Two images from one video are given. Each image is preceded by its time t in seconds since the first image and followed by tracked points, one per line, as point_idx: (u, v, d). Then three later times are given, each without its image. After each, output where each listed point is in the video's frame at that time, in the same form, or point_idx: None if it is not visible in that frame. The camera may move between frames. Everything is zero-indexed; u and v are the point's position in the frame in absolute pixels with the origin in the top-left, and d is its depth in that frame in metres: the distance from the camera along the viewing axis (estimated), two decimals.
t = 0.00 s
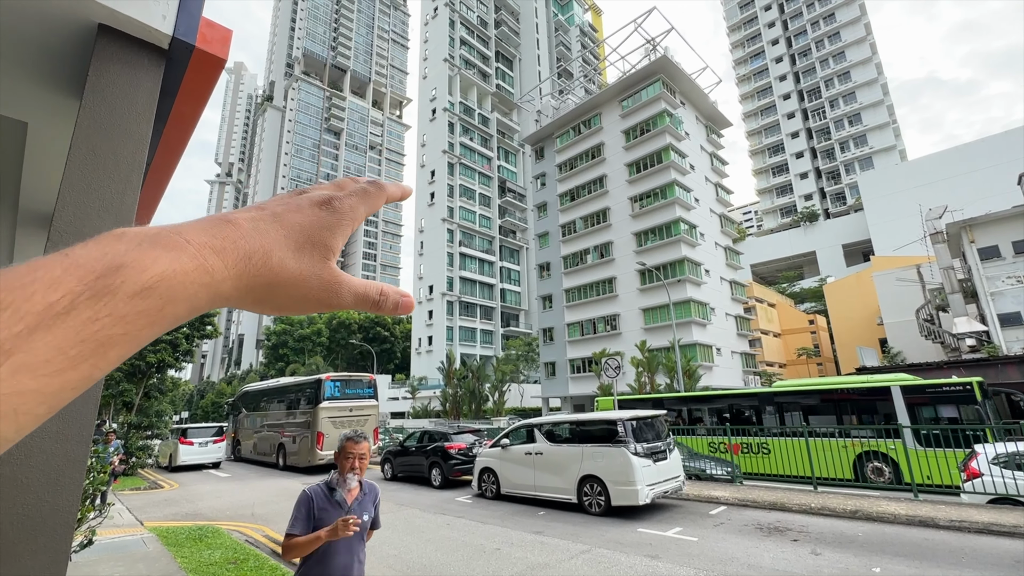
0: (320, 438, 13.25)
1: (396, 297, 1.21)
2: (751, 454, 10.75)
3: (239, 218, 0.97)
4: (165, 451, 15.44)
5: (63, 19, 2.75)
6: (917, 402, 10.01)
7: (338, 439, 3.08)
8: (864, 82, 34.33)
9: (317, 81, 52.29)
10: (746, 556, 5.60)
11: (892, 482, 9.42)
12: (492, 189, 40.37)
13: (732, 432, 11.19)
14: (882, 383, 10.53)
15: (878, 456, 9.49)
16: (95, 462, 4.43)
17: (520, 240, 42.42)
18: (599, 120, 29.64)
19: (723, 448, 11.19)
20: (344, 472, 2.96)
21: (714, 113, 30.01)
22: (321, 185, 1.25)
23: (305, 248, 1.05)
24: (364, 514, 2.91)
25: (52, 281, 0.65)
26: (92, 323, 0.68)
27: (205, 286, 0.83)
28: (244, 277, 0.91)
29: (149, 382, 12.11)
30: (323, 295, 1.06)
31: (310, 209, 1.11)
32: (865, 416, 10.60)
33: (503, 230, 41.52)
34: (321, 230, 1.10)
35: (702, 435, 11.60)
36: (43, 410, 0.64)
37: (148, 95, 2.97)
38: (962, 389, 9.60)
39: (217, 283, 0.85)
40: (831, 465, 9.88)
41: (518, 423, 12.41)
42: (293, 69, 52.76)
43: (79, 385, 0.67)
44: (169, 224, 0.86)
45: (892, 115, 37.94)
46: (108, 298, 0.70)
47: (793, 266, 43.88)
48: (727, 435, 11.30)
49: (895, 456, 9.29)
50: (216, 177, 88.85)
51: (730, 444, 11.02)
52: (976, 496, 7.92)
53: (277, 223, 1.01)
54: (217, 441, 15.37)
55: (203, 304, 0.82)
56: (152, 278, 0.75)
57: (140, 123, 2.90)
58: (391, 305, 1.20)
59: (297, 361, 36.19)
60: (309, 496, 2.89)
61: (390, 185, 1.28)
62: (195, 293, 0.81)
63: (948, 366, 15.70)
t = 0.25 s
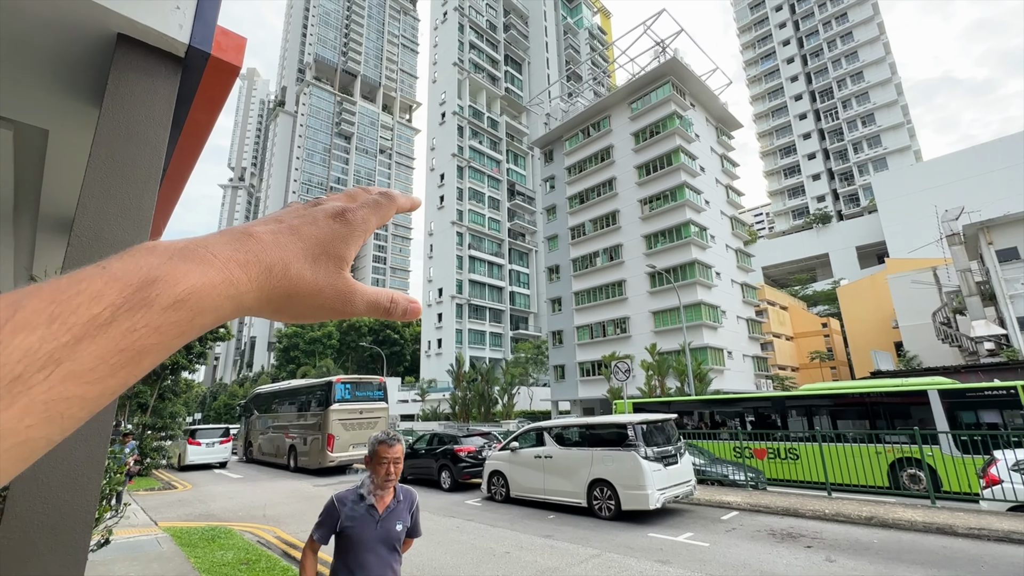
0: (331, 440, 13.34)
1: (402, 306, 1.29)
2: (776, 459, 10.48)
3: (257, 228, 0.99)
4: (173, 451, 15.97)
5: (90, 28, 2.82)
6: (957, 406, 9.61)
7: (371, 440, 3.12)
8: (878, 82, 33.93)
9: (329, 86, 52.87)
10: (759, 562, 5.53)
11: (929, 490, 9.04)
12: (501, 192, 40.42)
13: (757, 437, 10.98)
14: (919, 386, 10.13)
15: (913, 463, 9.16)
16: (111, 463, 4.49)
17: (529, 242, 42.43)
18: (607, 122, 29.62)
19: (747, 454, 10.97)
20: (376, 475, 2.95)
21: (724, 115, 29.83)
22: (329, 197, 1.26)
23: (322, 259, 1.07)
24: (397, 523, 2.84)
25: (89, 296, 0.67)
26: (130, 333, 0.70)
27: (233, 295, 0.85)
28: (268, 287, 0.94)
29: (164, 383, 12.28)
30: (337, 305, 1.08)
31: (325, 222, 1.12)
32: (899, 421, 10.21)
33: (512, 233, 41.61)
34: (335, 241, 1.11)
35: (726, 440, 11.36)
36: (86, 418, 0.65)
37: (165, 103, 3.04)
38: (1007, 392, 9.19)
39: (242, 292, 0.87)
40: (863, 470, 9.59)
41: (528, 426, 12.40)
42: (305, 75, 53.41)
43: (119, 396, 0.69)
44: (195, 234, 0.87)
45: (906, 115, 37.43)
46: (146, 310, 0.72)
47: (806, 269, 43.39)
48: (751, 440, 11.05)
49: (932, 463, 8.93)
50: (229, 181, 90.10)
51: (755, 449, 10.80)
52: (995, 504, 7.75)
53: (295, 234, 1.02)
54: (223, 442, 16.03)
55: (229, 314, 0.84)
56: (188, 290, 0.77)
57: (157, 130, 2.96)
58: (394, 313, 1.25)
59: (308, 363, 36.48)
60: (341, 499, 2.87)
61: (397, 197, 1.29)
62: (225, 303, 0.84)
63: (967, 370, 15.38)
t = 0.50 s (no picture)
0: (344, 442, 13.44)
1: (393, 288, 1.28)
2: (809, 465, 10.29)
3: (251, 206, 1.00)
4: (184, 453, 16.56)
5: (113, 38, 2.90)
6: (1005, 412, 9.20)
7: (400, 458, 2.96)
8: (895, 81, 33.39)
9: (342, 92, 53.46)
10: (775, 569, 5.45)
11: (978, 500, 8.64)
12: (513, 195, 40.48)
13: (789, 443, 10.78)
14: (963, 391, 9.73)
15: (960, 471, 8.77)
16: (131, 463, 4.57)
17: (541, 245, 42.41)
18: (619, 125, 29.54)
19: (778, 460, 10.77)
20: (407, 498, 2.78)
21: (737, 116, 29.59)
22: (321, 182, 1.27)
23: (316, 241, 1.08)
24: (433, 552, 2.68)
25: (88, 268, 0.69)
26: (128, 307, 0.71)
27: (229, 274, 0.87)
28: (264, 266, 0.95)
29: (181, 386, 12.49)
30: (330, 286, 1.09)
31: (318, 205, 1.14)
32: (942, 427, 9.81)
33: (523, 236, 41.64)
34: (328, 224, 1.12)
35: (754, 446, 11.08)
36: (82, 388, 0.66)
37: (185, 109, 3.10)
38: None
39: (237, 269, 0.88)
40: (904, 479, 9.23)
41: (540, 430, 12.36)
42: (319, 81, 54.10)
43: (115, 364, 0.70)
44: (191, 212, 0.88)
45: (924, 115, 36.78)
46: (143, 282, 0.73)
47: (821, 271, 42.76)
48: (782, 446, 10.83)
49: (982, 471, 8.64)
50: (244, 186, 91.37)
51: (788, 455, 10.60)
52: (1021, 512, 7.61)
53: (290, 215, 1.04)
54: (233, 443, 16.80)
55: (224, 290, 0.86)
56: (184, 265, 0.78)
57: (177, 135, 3.03)
58: (387, 296, 1.25)
59: (321, 366, 36.76)
60: (366, 532, 2.65)
61: (386, 184, 1.31)
62: (219, 279, 0.85)
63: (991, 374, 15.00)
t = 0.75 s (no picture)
0: (357, 445, 13.53)
1: (377, 274, 1.25)
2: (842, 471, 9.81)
3: (222, 191, 1.00)
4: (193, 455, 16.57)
5: (125, 43, 3.04)
6: None
7: (437, 458, 2.95)
8: (912, 80, 32.82)
9: (354, 97, 54.04)
10: None
11: None
12: (523, 198, 40.55)
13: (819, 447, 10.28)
14: (1007, 395, 9.25)
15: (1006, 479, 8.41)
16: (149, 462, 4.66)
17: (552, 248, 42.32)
18: (630, 127, 29.43)
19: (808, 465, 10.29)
20: (445, 502, 2.76)
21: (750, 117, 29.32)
22: (302, 161, 1.25)
23: (292, 226, 1.08)
24: (477, 558, 2.68)
25: (44, 252, 0.69)
26: (86, 293, 0.72)
27: (196, 261, 0.88)
28: (233, 253, 0.96)
29: (197, 388, 12.69)
30: (304, 274, 1.09)
31: (293, 186, 1.13)
32: (983, 433, 9.36)
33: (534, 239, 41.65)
34: (305, 208, 1.11)
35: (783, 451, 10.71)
36: (39, 375, 0.67)
37: (203, 116, 3.18)
38: None
39: (206, 255, 0.89)
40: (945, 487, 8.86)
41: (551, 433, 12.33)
42: (332, 87, 54.74)
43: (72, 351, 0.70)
44: (158, 194, 0.89)
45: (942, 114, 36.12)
46: (103, 268, 0.74)
47: (838, 273, 42.11)
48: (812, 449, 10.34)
49: None
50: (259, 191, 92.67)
51: (819, 461, 10.07)
52: None
53: (262, 198, 1.03)
54: (241, 445, 17.42)
55: (187, 278, 0.86)
56: (146, 252, 0.79)
57: (195, 141, 3.10)
58: (369, 281, 1.23)
59: (334, 369, 37.02)
60: (406, 538, 2.57)
61: (372, 163, 1.28)
62: (185, 267, 0.86)
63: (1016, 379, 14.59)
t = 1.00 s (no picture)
0: (369, 446, 13.61)
1: (366, 274, 1.22)
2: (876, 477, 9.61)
3: (207, 179, 1.00)
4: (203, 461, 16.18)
5: (147, 50, 3.14)
6: None
7: (505, 481, 2.53)
8: (931, 77, 32.20)
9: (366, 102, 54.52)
10: None
11: None
12: (534, 201, 40.49)
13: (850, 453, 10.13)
14: None
15: None
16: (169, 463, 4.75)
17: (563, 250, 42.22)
18: (642, 128, 29.29)
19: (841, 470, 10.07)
20: (519, 533, 2.36)
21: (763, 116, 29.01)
22: (293, 151, 1.25)
23: (278, 220, 1.07)
24: None
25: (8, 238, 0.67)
26: (56, 286, 0.71)
27: (175, 254, 0.88)
28: (214, 247, 0.96)
29: (213, 390, 12.87)
30: (287, 268, 1.08)
31: (280, 177, 1.12)
32: None
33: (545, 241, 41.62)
34: (291, 200, 1.11)
35: (812, 455, 10.45)
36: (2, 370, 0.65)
37: (221, 123, 3.28)
38: None
39: (186, 250, 0.89)
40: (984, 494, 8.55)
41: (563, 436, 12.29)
42: (344, 92, 55.30)
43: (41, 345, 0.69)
44: (139, 182, 0.88)
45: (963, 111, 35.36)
46: (74, 261, 0.73)
47: (855, 275, 41.40)
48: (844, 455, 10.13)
49: None
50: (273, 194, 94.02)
51: (851, 466, 9.88)
52: None
53: (248, 190, 1.03)
54: (252, 445, 18.08)
55: (165, 270, 0.86)
56: (120, 245, 0.79)
57: (214, 146, 3.19)
58: (357, 281, 1.21)
59: (347, 371, 37.28)
60: None
61: (368, 154, 1.28)
62: (162, 258, 0.86)
63: None
